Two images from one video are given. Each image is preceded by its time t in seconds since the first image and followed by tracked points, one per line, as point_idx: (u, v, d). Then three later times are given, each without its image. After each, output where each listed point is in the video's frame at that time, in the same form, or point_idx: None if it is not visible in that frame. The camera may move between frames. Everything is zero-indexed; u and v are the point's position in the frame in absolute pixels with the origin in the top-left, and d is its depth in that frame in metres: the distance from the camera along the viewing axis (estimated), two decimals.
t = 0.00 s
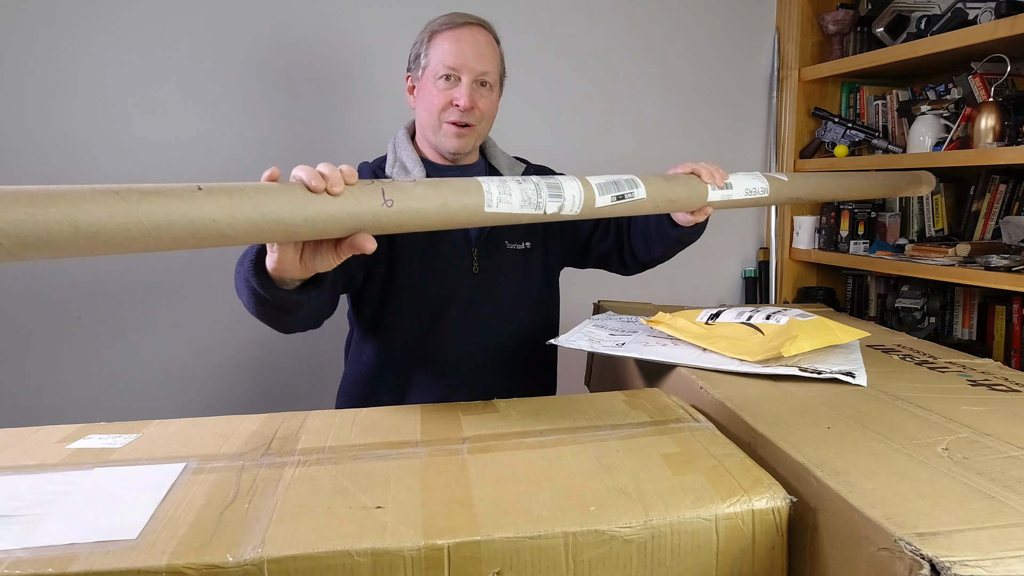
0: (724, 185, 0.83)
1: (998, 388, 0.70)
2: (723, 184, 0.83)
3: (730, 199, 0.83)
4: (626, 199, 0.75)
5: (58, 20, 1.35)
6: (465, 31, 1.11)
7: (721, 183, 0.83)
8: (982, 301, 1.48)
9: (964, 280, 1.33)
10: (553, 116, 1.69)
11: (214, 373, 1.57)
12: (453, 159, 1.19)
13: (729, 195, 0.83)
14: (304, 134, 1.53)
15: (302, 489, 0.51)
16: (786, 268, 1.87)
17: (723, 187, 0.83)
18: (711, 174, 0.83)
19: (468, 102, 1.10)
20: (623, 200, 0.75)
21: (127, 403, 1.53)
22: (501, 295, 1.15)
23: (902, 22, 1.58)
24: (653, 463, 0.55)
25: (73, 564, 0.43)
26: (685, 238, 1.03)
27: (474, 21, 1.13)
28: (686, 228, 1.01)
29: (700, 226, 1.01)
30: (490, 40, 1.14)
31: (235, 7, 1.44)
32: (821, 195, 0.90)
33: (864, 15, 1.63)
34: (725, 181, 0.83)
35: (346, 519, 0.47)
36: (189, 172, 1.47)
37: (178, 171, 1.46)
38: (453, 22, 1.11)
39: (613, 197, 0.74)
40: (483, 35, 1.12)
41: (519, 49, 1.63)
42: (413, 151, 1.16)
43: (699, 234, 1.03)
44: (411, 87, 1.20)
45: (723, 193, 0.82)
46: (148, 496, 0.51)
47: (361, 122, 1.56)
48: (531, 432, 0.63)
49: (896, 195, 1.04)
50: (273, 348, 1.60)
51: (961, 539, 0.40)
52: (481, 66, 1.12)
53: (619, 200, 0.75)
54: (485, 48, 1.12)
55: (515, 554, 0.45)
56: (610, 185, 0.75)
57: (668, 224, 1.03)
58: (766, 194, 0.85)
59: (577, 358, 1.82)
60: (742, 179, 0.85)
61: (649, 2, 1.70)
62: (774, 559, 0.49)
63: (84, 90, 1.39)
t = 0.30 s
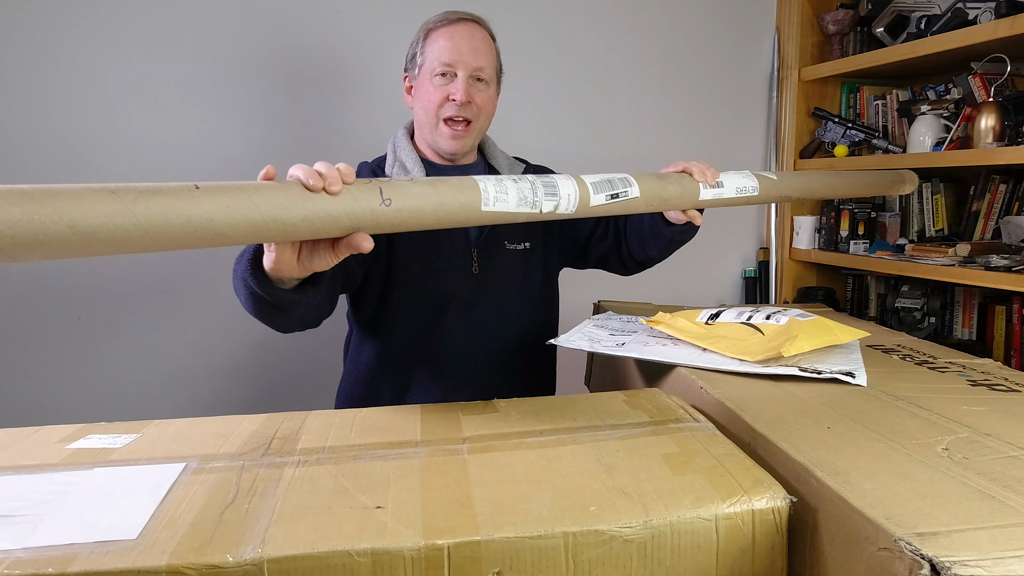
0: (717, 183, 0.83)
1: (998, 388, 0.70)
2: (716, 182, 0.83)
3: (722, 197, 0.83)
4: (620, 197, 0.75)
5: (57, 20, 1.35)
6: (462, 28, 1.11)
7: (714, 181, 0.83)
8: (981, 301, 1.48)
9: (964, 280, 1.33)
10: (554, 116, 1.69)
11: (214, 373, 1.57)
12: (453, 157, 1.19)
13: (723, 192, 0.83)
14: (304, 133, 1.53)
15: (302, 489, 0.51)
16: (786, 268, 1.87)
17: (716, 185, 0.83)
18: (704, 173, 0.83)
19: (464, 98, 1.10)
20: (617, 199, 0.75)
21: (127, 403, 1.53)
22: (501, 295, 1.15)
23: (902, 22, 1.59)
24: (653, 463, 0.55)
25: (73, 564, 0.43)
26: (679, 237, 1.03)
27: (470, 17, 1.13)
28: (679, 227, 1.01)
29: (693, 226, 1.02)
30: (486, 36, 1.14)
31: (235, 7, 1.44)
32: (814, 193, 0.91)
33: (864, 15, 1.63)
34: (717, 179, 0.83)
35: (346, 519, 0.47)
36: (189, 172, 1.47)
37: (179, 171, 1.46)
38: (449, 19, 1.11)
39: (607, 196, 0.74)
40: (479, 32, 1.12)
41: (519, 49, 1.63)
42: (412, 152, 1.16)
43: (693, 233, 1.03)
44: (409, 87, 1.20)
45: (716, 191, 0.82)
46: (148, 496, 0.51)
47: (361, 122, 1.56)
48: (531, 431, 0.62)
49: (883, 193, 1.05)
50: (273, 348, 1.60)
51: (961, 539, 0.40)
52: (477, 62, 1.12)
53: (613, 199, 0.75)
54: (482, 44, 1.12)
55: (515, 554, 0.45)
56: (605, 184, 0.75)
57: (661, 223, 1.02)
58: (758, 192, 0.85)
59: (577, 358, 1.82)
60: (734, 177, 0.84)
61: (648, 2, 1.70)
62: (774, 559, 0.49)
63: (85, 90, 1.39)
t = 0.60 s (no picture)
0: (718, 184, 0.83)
1: (998, 388, 0.70)
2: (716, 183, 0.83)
3: (723, 197, 0.83)
4: (624, 201, 0.75)
5: (57, 19, 1.35)
6: (465, 28, 1.11)
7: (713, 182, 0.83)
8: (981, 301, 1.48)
9: (964, 281, 1.32)
10: (554, 117, 1.69)
11: (213, 373, 1.57)
12: (454, 157, 1.19)
13: (724, 193, 0.83)
14: (304, 133, 1.53)
15: (302, 490, 0.51)
16: (786, 268, 1.88)
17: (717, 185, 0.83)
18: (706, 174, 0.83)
19: (467, 98, 1.10)
20: (623, 203, 0.75)
21: (127, 403, 1.53)
22: (501, 295, 1.15)
23: (902, 22, 1.59)
24: (653, 463, 0.55)
25: (73, 564, 0.43)
26: (679, 236, 1.03)
27: (473, 18, 1.13)
28: (679, 227, 1.01)
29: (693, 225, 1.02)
30: (489, 37, 1.14)
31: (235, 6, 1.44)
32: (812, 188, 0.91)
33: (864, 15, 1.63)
34: (718, 180, 0.83)
35: (346, 519, 0.47)
36: (189, 172, 1.47)
37: (178, 171, 1.46)
38: (453, 20, 1.11)
39: (613, 201, 0.74)
40: (483, 33, 1.13)
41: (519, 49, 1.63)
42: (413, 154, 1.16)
43: (694, 233, 1.03)
44: (410, 86, 1.20)
45: (716, 192, 0.82)
46: (149, 496, 0.51)
47: (361, 122, 1.56)
48: (531, 431, 0.62)
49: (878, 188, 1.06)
50: (274, 348, 1.60)
51: (961, 539, 0.40)
52: (481, 63, 1.12)
53: (619, 203, 0.75)
54: (485, 45, 1.12)
55: (515, 554, 0.45)
56: (610, 188, 0.75)
57: (661, 224, 1.02)
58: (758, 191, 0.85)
59: (577, 358, 1.82)
60: (735, 177, 0.84)
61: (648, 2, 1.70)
62: (774, 559, 0.49)
63: (85, 90, 1.39)
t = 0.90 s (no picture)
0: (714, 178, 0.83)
1: (998, 388, 0.70)
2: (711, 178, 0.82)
3: (720, 192, 0.83)
4: (601, 196, 0.75)
5: (57, 19, 1.35)
6: (464, 29, 1.11)
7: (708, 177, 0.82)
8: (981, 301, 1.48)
9: (964, 281, 1.32)
10: (552, 116, 1.69)
11: (213, 372, 1.57)
12: (454, 157, 1.19)
13: (721, 188, 0.83)
14: (304, 133, 1.53)
15: (302, 490, 0.51)
16: (786, 267, 1.88)
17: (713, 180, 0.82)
18: (695, 169, 0.83)
19: (467, 98, 1.10)
20: (598, 198, 0.75)
21: (126, 402, 1.53)
22: (501, 292, 1.15)
23: (902, 22, 1.58)
24: (653, 463, 0.55)
25: (73, 564, 0.43)
26: (679, 233, 1.02)
27: (472, 18, 1.13)
28: (679, 225, 1.00)
29: (694, 222, 1.01)
30: (489, 38, 1.13)
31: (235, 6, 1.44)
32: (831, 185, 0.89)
33: (864, 15, 1.63)
34: (713, 176, 0.83)
35: (346, 519, 0.47)
36: (189, 172, 1.47)
37: (177, 170, 1.46)
38: (453, 20, 1.11)
39: (587, 196, 0.74)
40: (482, 33, 1.12)
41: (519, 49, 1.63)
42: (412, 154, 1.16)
43: (695, 229, 1.02)
44: (411, 86, 1.20)
45: (711, 187, 0.82)
46: (149, 496, 0.51)
47: (361, 122, 1.56)
48: (531, 432, 0.62)
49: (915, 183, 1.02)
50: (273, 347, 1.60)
51: (960, 539, 0.40)
52: (480, 63, 1.12)
53: (594, 198, 0.75)
54: (485, 46, 1.12)
55: (515, 554, 0.45)
56: (585, 183, 0.75)
57: (661, 221, 1.01)
58: (762, 187, 0.84)
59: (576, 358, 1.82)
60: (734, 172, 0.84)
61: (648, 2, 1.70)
62: (774, 559, 0.49)
63: (85, 89, 1.39)
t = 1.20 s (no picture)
0: (708, 182, 0.80)
1: (998, 388, 0.70)
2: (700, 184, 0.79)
3: (714, 197, 0.79)
4: (564, 204, 0.74)
5: (57, 20, 1.35)
6: (456, 31, 1.11)
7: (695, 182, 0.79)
8: (981, 301, 1.48)
9: (964, 281, 1.32)
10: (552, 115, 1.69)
11: (213, 372, 1.57)
12: (447, 157, 1.20)
13: (715, 194, 0.79)
14: (304, 134, 1.53)
15: (302, 489, 0.51)
16: (786, 267, 1.88)
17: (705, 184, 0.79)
18: (681, 172, 0.80)
19: (458, 100, 1.11)
20: (561, 206, 0.74)
21: (126, 403, 1.53)
22: (492, 293, 1.14)
23: (902, 22, 1.58)
24: (652, 463, 0.55)
25: (73, 564, 0.43)
26: (679, 240, 1.00)
27: (464, 20, 1.13)
28: (678, 230, 0.98)
29: (696, 225, 0.98)
30: (481, 39, 1.14)
31: (235, 6, 1.44)
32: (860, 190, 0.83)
33: (864, 15, 1.63)
34: (705, 180, 0.80)
35: (346, 519, 0.47)
36: (189, 172, 1.47)
37: (178, 170, 1.46)
38: (445, 22, 1.11)
39: (548, 204, 0.73)
40: (474, 36, 1.12)
41: (519, 50, 1.63)
42: (403, 155, 1.18)
43: (697, 235, 1.00)
44: (405, 88, 1.21)
45: (703, 192, 0.79)
46: (149, 495, 0.51)
47: (361, 122, 1.56)
48: (531, 432, 0.62)
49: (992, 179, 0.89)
50: (273, 348, 1.60)
51: (961, 538, 0.40)
52: (472, 65, 1.12)
53: (556, 205, 0.74)
54: (477, 48, 1.12)
55: (514, 554, 0.45)
56: (547, 191, 0.74)
57: (659, 226, 1.00)
58: (772, 192, 0.80)
59: (576, 358, 1.82)
60: (734, 176, 0.80)
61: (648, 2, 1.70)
62: (774, 559, 0.49)
63: (85, 89, 1.39)
